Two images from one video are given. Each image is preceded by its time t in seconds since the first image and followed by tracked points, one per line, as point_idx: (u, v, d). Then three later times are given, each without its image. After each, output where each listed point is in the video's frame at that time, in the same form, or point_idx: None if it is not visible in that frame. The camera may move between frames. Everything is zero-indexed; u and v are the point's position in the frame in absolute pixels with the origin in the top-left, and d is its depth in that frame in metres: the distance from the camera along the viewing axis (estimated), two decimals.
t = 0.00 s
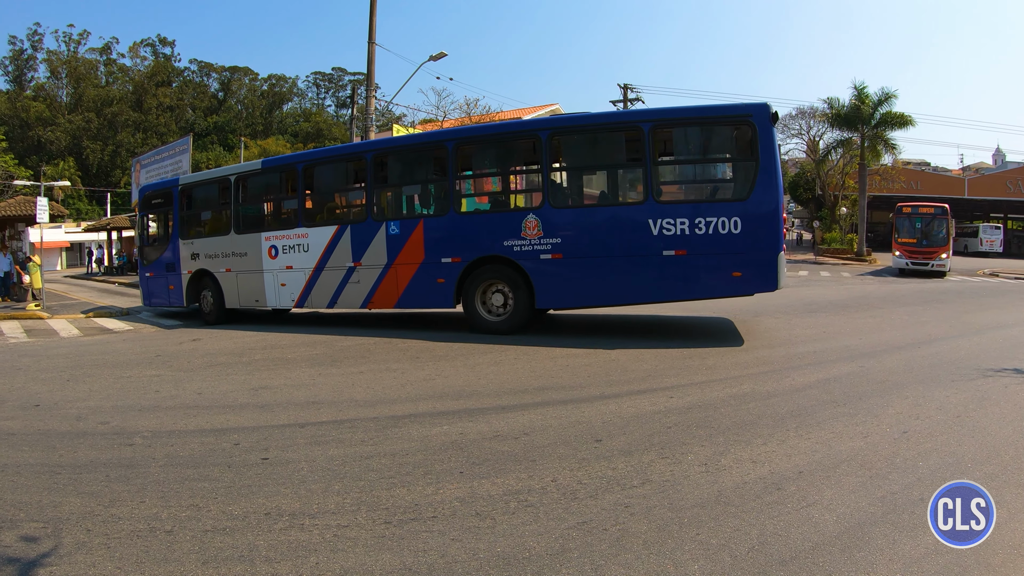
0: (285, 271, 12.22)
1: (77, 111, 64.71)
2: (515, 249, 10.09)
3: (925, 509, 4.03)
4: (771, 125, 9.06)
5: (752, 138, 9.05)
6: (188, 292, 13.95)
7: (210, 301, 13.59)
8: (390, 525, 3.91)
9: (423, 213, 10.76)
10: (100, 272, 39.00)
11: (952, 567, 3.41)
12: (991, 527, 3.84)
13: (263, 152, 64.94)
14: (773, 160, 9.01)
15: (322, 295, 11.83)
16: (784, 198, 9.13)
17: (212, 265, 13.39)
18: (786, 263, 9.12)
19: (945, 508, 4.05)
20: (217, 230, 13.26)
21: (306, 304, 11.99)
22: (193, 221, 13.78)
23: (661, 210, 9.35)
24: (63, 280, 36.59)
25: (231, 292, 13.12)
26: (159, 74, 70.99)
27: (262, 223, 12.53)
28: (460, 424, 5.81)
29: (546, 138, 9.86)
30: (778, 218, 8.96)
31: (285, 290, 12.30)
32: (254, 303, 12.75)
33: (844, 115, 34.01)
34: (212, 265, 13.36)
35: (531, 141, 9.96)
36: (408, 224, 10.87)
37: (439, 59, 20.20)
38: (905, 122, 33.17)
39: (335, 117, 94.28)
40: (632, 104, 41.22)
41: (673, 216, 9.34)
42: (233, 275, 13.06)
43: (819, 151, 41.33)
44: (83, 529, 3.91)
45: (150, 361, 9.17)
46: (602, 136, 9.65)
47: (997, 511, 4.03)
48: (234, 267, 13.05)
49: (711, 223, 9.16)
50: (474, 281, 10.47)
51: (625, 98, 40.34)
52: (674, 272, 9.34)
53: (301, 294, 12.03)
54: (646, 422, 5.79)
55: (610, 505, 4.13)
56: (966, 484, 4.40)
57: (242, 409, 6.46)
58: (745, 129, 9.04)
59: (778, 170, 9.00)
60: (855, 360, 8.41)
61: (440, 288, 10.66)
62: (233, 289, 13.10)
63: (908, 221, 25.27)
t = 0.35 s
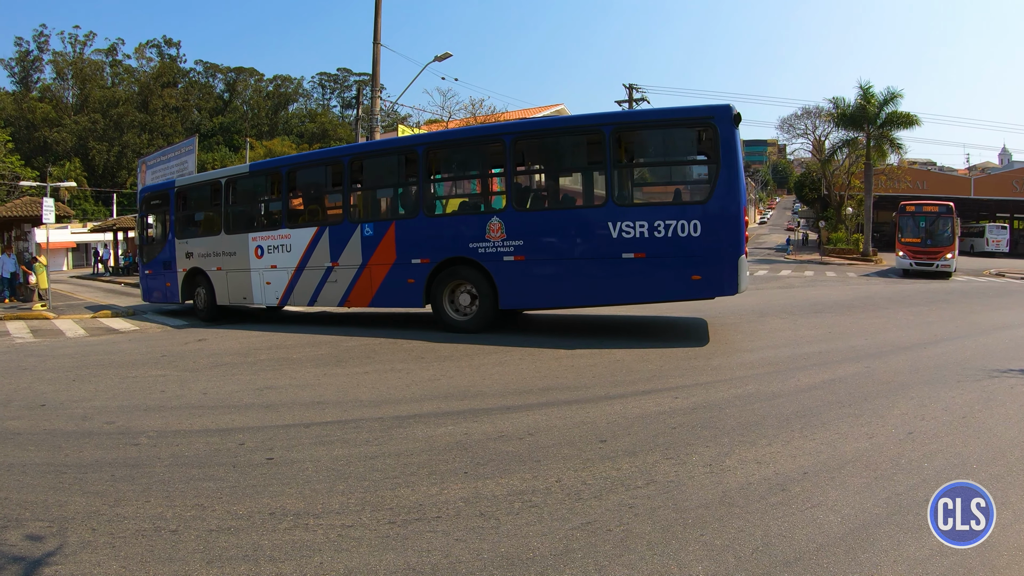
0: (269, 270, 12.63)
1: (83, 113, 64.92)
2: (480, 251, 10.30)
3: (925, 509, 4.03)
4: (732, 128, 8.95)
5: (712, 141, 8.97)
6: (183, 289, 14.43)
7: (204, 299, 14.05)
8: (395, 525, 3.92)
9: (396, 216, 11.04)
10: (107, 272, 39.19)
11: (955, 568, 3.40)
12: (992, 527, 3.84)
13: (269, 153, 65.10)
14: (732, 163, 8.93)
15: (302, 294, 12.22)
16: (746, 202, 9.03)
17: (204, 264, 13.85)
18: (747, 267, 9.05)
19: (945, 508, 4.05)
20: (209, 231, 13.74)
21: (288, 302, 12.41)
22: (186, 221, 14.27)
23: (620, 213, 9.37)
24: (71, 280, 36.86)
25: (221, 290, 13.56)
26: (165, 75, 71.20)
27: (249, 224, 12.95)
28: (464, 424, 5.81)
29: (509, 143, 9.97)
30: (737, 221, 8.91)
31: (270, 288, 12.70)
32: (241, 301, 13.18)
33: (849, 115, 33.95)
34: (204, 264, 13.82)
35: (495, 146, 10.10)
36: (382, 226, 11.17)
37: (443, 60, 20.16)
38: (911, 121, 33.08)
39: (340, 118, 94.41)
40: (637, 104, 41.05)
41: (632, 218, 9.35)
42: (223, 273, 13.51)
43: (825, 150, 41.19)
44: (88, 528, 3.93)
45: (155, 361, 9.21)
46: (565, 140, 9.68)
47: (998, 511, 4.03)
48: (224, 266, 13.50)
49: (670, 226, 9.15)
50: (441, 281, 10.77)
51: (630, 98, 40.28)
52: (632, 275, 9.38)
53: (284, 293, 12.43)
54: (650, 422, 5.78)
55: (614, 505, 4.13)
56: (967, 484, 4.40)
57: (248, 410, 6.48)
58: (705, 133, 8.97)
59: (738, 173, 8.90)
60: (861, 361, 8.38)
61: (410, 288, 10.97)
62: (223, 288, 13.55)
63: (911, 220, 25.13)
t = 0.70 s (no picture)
0: (254, 270, 12.95)
1: (86, 113, 65.04)
2: (447, 252, 10.53)
3: (925, 509, 4.03)
4: (692, 129, 9.03)
5: (673, 142, 9.05)
6: (177, 287, 14.84)
7: (197, 297, 14.45)
8: (398, 525, 3.92)
9: (371, 218, 11.31)
10: (110, 273, 39.25)
11: (960, 569, 3.39)
12: (992, 527, 3.84)
13: (272, 153, 65.20)
14: (692, 164, 9.00)
15: (285, 293, 12.54)
16: (707, 203, 9.07)
17: (196, 263, 14.26)
18: (707, 269, 9.10)
19: (945, 508, 4.05)
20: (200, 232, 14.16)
21: (271, 301, 12.74)
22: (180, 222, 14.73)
23: (580, 215, 9.49)
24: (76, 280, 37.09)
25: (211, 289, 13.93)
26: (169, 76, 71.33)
27: (236, 225, 13.33)
28: (468, 424, 5.82)
29: (475, 146, 10.18)
30: (695, 223, 8.97)
31: (256, 288, 13.04)
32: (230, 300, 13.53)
33: (852, 115, 33.99)
34: (196, 263, 14.23)
35: (463, 149, 10.31)
36: (358, 227, 11.45)
37: (447, 60, 20.15)
38: (914, 121, 33.03)
39: (343, 118, 94.45)
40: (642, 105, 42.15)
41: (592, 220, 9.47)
42: (213, 272, 13.88)
43: (828, 150, 41.12)
44: (91, 528, 3.94)
45: (158, 361, 9.24)
46: (529, 143, 9.84)
47: (998, 511, 4.03)
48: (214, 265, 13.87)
49: (629, 228, 9.25)
50: (412, 281, 11.01)
51: (633, 98, 40.28)
52: (591, 276, 9.51)
53: (268, 292, 12.74)
54: (653, 423, 5.77)
55: (617, 506, 4.12)
56: (968, 484, 4.40)
57: (251, 410, 6.48)
58: (664, 134, 9.06)
59: (696, 175, 8.96)
60: (864, 362, 8.36)
61: (382, 288, 11.22)
62: (213, 286, 13.91)
63: (913, 219, 25.04)
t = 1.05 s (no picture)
0: (239, 270, 13.55)
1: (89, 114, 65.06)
2: (413, 254, 11.01)
3: (925, 509, 4.04)
4: (644, 132, 9.30)
5: (626, 146, 9.35)
6: (170, 286, 15.50)
7: (189, 295, 15.11)
8: (399, 526, 3.92)
9: (346, 221, 11.81)
10: (112, 273, 39.25)
11: (961, 570, 3.39)
12: (991, 527, 3.84)
13: (274, 154, 65.27)
14: (643, 168, 9.29)
15: (266, 293, 13.11)
16: (659, 206, 9.34)
17: (187, 263, 14.89)
18: (659, 271, 9.39)
19: (945, 508, 4.05)
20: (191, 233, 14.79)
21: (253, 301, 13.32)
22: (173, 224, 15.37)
23: (536, 218, 9.90)
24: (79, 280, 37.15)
25: (201, 287, 14.57)
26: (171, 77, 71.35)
27: (223, 228, 13.92)
28: (470, 425, 5.82)
29: (440, 152, 10.59)
30: (646, 226, 9.26)
31: (240, 287, 13.62)
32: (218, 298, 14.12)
33: (854, 116, 33.92)
34: (187, 263, 14.86)
35: (429, 155, 10.74)
36: (334, 230, 11.97)
37: (448, 61, 20.17)
38: (917, 122, 32.99)
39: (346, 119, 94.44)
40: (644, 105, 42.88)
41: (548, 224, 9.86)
42: (202, 273, 14.51)
43: (831, 150, 41.03)
44: (94, 529, 3.95)
45: (160, 361, 9.26)
46: (490, 149, 10.23)
47: (998, 511, 4.03)
48: (203, 266, 14.49)
49: (582, 231, 9.61)
50: (383, 282, 11.53)
51: (635, 99, 40.25)
52: (547, 278, 9.91)
53: (251, 292, 13.32)
54: (655, 424, 5.78)
55: (619, 507, 4.13)
56: (968, 484, 4.40)
57: (253, 410, 6.50)
58: (616, 138, 9.36)
59: (646, 178, 9.25)
60: (866, 362, 8.34)
61: (355, 288, 11.73)
62: (203, 285, 14.54)
63: (913, 218, 24.91)
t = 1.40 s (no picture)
0: (224, 270, 14.02)
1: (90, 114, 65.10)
2: (380, 256, 11.36)
3: (925, 509, 4.04)
4: (594, 138, 9.46)
5: (577, 151, 9.53)
6: (164, 284, 16.08)
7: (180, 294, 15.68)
8: (400, 526, 3.93)
9: (320, 224, 12.17)
10: (113, 274, 39.29)
11: (962, 570, 3.39)
12: (992, 528, 3.84)
13: (275, 154, 65.35)
14: (593, 173, 9.47)
15: (248, 292, 13.56)
16: (608, 211, 9.50)
17: (178, 263, 15.44)
18: (608, 274, 9.56)
19: (945, 508, 4.05)
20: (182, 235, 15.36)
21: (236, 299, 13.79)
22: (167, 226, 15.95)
23: (491, 221, 10.16)
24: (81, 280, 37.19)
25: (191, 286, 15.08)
26: (173, 77, 71.37)
27: (210, 229, 14.43)
28: (471, 425, 5.82)
29: (405, 158, 10.90)
30: (595, 229, 9.46)
31: (225, 287, 14.10)
32: (205, 297, 14.64)
33: (855, 116, 33.91)
34: (177, 263, 15.43)
35: (395, 160, 11.08)
36: (309, 232, 12.35)
37: (449, 62, 20.19)
38: (917, 122, 33.00)
39: (347, 119, 94.47)
40: (645, 105, 43.62)
41: (502, 227, 10.12)
42: (191, 272, 15.04)
43: (832, 151, 41.01)
44: (95, 528, 3.96)
45: (161, 361, 9.27)
46: (452, 154, 10.51)
47: (998, 511, 4.02)
48: (193, 265, 15.02)
49: (535, 234, 9.85)
50: (353, 282, 11.91)
51: (636, 100, 40.26)
52: (503, 279, 10.17)
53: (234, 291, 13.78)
54: (657, 424, 5.78)
55: (620, 507, 4.13)
56: (969, 484, 4.40)
57: (254, 410, 6.50)
58: (568, 143, 9.55)
59: (595, 183, 9.43)
60: (868, 363, 8.34)
61: (328, 288, 12.11)
62: (192, 284, 15.04)
63: (911, 217, 24.71)
